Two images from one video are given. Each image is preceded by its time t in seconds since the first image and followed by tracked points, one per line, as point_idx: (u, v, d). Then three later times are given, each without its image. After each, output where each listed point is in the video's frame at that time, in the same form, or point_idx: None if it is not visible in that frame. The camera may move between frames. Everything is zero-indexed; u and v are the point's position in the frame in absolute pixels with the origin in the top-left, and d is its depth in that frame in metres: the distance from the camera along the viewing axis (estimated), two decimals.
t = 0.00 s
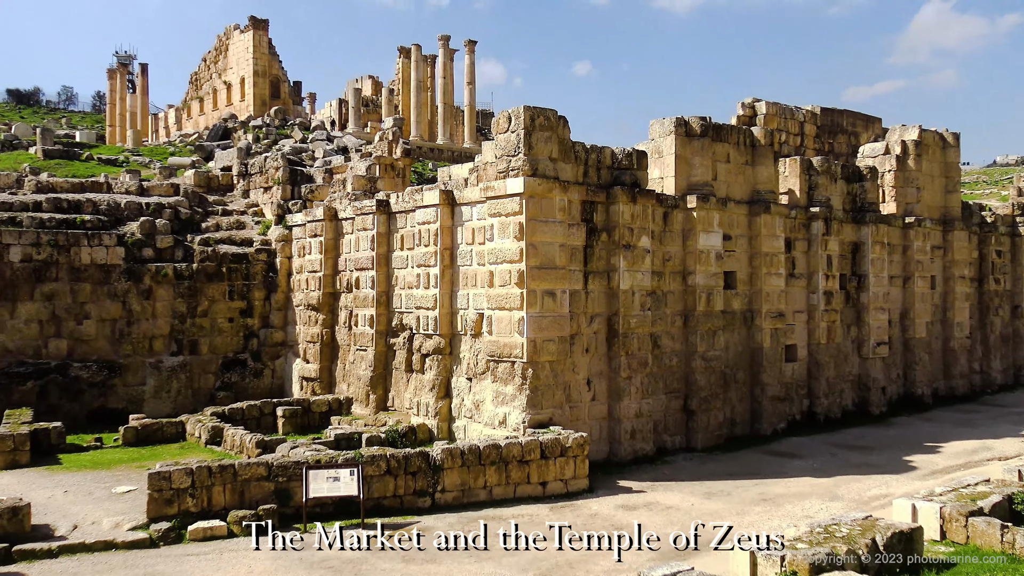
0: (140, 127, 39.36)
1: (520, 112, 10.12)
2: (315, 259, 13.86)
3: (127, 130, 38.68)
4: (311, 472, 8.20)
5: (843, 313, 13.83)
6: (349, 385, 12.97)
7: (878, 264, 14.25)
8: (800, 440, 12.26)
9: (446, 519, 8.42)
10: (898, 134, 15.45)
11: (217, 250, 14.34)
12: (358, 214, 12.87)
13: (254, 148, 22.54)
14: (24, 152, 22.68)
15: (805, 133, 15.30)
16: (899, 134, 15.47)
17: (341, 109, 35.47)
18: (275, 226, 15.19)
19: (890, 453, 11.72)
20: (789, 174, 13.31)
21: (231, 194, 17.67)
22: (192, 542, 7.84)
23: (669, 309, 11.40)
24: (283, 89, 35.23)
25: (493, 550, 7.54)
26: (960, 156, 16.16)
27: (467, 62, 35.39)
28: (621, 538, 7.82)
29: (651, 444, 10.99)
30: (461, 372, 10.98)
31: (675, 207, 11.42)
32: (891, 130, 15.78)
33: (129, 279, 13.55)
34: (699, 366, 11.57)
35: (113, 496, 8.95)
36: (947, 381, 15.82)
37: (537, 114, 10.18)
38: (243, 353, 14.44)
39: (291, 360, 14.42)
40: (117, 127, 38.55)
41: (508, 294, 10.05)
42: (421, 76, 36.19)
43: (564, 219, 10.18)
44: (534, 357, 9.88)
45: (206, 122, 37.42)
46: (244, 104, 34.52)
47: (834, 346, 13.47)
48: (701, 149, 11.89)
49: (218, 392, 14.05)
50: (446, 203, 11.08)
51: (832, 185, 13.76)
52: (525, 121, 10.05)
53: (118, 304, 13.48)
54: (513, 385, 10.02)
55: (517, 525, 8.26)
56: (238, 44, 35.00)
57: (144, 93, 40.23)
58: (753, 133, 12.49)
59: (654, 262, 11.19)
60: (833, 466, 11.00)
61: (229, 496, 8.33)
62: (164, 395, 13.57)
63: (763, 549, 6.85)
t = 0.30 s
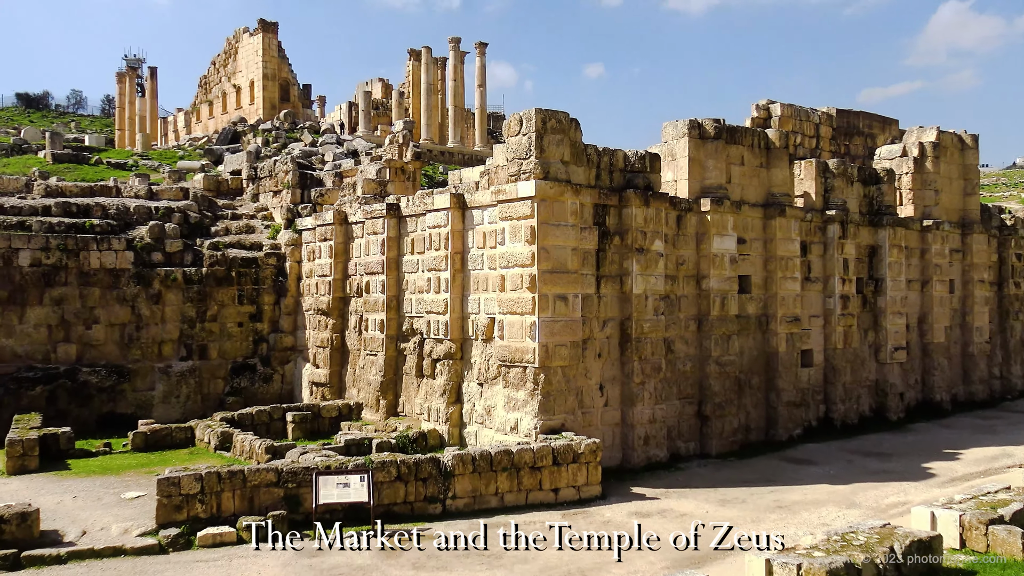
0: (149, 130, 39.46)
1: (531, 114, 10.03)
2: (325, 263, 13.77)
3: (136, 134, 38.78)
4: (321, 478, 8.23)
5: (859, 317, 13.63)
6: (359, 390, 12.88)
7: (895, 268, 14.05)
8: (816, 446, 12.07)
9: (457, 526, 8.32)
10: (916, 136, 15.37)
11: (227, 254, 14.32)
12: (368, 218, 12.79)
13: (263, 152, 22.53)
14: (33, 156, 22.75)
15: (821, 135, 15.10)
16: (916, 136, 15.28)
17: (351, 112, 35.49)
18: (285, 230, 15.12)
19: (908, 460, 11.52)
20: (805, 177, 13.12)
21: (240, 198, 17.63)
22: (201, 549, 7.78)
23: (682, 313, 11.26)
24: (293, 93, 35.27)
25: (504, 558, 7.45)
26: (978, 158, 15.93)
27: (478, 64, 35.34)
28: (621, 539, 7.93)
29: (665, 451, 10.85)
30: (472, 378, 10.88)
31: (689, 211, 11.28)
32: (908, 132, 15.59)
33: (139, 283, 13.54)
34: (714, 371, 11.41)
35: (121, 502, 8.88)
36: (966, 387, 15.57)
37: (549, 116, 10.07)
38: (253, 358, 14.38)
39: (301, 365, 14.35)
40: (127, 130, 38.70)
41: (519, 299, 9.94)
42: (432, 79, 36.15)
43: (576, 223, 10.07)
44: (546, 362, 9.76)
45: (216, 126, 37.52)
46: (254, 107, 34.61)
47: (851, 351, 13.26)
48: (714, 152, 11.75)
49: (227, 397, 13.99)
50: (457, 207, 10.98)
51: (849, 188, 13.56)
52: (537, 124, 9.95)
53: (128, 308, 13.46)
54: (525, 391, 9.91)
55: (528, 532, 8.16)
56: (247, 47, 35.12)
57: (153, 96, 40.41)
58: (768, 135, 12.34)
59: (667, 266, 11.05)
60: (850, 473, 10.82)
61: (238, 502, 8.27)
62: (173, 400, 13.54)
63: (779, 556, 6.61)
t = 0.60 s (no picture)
0: (153, 132, 39.36)
1: (542, 115, 9.83)
2: (331, 267, 13.57)
3: (140, 135, 38.68)
4: (327, 486, 8.14)
5: (878, 322, 13.34)
6: (366, 396, 12.69)
7: (915, 271, 13.75)
8: (834, 454, 11.78)
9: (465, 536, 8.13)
10: (934, 137, 14.90)
11: (231, 257, 14.15)
12: (375, 221, 12.60)
13: (269, 153, 22.40)
14: (35, 158, 22.66)
15: (838, 135, 14.83)
16: (936, 136, 14.99)
17: (358, 112, 35.42)
18: (290, 233, 14.95)
19: (929, 468, 11.22)
20: (822, 178, 12.85)
21: (245, 200, 17.48)
22: (205, 558, 7.65)
23: (696, 317, 11.01)
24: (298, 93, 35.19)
25: (514, 568, 7.27)
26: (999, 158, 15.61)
27: (487, 64, 35.19)
28: (621, 539, 7.99)
29: (679, 458, 10.60)
30: (481, 384, 10.67)
31: (703, 213, 11.05)
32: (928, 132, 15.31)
33: (142, 287, 13.41)
34: (729, 377, 11.16)
35: (124, 510, 8.71)
36: (988, 393, 15.22)
37: (559, 117, 9.88)
38: (258, 364, 14.21)
39: (307, 371, 14.17)
40: (129, 132, 38.65)
41: (530, 303, 9.73)
42: (439, 79, 36.01)
43: (587, 225, 9.86)
44: (557, 367, 9.55)
45: (220, 126, 37.43)
46: (258, 108, 34.59)
47: (869, 357, 12.97)
48: (729, 153, 11.51)
49: (231, 404, 13.84)
50: (465, 209, 10.78)
51: (867, 189, 13.28)
52: (547, 124, 9.76)
53: (131, 313, 13.35)
54: (535, 397, 9.69)
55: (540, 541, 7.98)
56: (252, 47, 35.15)
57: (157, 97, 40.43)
58: (784, 135, 12.08)
59: (680, 269, 10.82)
60: (868, 482, 10.54)
61: (243, 510, 8.08)
62: (176, 407, 13.39)
63: (794, 566, 6.32)
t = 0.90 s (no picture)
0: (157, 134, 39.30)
1: (553, 115, 9.60)
2: (338, 271, 13.37)
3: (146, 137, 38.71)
4: (335, 495, 7.88)
5: (900, 327, 13.00)
6: (373, 404, 12.46)
7: (937, 275, 13.41)
8: (855, 464, 11.46)
9: (476, 547, 7.93)
10: (958, 136, 14.61)
11: (236, 261, 13.96)
12: (383, 224, 12.39)
13: (275, 155, 22.26)
14: (38, 160, 22.60)
15: (857, 136, 14.53)
16: (959, 136, 14.65)
17: (366, 113, 35.31)
18: (297, 237, 14.76)
19: (953, 478, 10.89)
20: (841, 180, 12.55)
21: (250, 203, 17.32)
22: (209, 569, 7.43)
23: (712, 323, 10.74)
24: (305, 93, 35.08)
25: None
26: None
27: (498, 64, 34.98)
28: (621, 539, 8.08)
29: (694, 468, 10.32)
30: (491, 391, 10.44)
31: (719, 216, 10.78)
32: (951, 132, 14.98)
33: (145, 292, 13.27)
34: (746, 384, 10.87)
35: (127, 520, 8.53)
36: (1013, 401, 14.83)
37: (572, 117, 9.65)
38: (264, 370, 14.02)
39: (314, 378, 13.97)
40: (134, 133, 38.64)
41: (541, 308, 9.49)
42: (449, 78, 35.83)
43: (600, 228, 9.62)
44: (569, 374, 9.31)
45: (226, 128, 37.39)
46: (264, 109, 34.54)
47: (891, 363, 12.65)
48: (745, 153, 11.23)
49: (237, 411, 13.66)
50: (476, 212, 10.56)
51: (887, 191, 12.96)
52: (559, 125, 9.53)
53: (134, 318, 13.21)
54: (547, 404, 9.45)
55: (552, 554, 7.77)
56: (258, 47, 35.14)
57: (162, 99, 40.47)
58: (802, 135, 11.79)
59: (696, 273, 10.55)
60: (890, 492, 10.22)
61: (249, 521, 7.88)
62: (180, 414, 13.23)
63: None
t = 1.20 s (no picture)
0: (160, 134, 39.23)
1: (564, 116, 9.41)
2: (344, 275, 13.21)
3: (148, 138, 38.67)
4: (340, 504, 7.60)
5: (919, 333, 12.72)
6: (380, 410, 12.27)
7: (958, 279, 13.11)
8: (873, 472, 11.19)
9: (485, 557, 7.73)
10: (979, 136, 14.44)
11: (241, 265, 13.84)
12: (390, 227, 12.22)
13: (280, 157, 22.13)
14: (40, 163, 22.57)
15: (876, 136, 14.26)
16: (981, 137, 14.40)
17: (372, 114, 35.19)
18: (302, 240, 14.60)
19: (974, 487, 10.59)
20: (859, 182, 12.30)
21: (255, 206, 17.18)
22: None
23: (726, 328, 10.50)
24: (310, 93, 35.02)
25: None
26: None
27: (507, 63, 34.81)
28: (621, 539, 8.19)
29: (708, 476, 10.08)
30: (500, 398, 10.24)
31: (733, 218, 10.55)
32: (971, 133, 14.71)
33: (148, 296, 13.15)
34: (761, 391, 10.62)
35: (129, 529, 8.38)
36: None
37: (582, 118, 9.46)
38: (268, 376, 13.86)
39: (319, 384, 13.81)
40: (136, 135, 38.55)
41: (551, 312, 9.29)
42: (456, 78, 35.66)
43: (612, 231, 9.41)
44: (580, 380, 9.11)
45: (229, 130, 37.32)
46: (269, 109, 34.46)
47: (910, 369, 12.37)
48: (760, 154, 11.00)
49: (241, 418, 13.52)
50: (485, 215, 10.38)
51: (906, 193, 12.68)
52: (569, 126, 9.33)
53: (136, 323, 13.10)
54: (558, 412, 9.24)
55: (563, 564, 7.53)
56: (263, 46, 35.12)
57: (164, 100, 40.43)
58: (818, 136, 11.53)
59: (709, 277, 10.32)
60: (909, 501, 9.95)
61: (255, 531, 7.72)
62: (183, 421, 13.11)
63: None
